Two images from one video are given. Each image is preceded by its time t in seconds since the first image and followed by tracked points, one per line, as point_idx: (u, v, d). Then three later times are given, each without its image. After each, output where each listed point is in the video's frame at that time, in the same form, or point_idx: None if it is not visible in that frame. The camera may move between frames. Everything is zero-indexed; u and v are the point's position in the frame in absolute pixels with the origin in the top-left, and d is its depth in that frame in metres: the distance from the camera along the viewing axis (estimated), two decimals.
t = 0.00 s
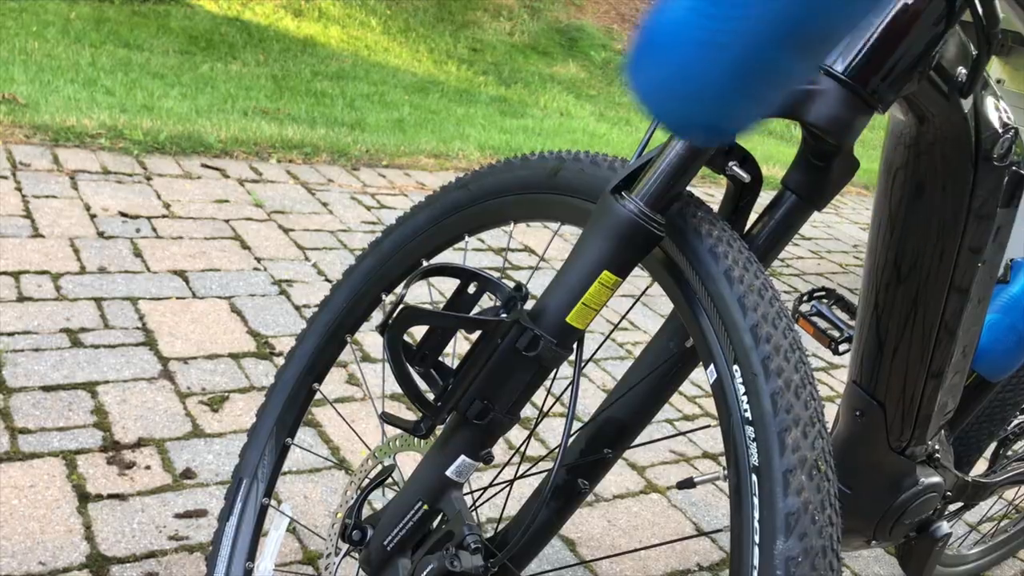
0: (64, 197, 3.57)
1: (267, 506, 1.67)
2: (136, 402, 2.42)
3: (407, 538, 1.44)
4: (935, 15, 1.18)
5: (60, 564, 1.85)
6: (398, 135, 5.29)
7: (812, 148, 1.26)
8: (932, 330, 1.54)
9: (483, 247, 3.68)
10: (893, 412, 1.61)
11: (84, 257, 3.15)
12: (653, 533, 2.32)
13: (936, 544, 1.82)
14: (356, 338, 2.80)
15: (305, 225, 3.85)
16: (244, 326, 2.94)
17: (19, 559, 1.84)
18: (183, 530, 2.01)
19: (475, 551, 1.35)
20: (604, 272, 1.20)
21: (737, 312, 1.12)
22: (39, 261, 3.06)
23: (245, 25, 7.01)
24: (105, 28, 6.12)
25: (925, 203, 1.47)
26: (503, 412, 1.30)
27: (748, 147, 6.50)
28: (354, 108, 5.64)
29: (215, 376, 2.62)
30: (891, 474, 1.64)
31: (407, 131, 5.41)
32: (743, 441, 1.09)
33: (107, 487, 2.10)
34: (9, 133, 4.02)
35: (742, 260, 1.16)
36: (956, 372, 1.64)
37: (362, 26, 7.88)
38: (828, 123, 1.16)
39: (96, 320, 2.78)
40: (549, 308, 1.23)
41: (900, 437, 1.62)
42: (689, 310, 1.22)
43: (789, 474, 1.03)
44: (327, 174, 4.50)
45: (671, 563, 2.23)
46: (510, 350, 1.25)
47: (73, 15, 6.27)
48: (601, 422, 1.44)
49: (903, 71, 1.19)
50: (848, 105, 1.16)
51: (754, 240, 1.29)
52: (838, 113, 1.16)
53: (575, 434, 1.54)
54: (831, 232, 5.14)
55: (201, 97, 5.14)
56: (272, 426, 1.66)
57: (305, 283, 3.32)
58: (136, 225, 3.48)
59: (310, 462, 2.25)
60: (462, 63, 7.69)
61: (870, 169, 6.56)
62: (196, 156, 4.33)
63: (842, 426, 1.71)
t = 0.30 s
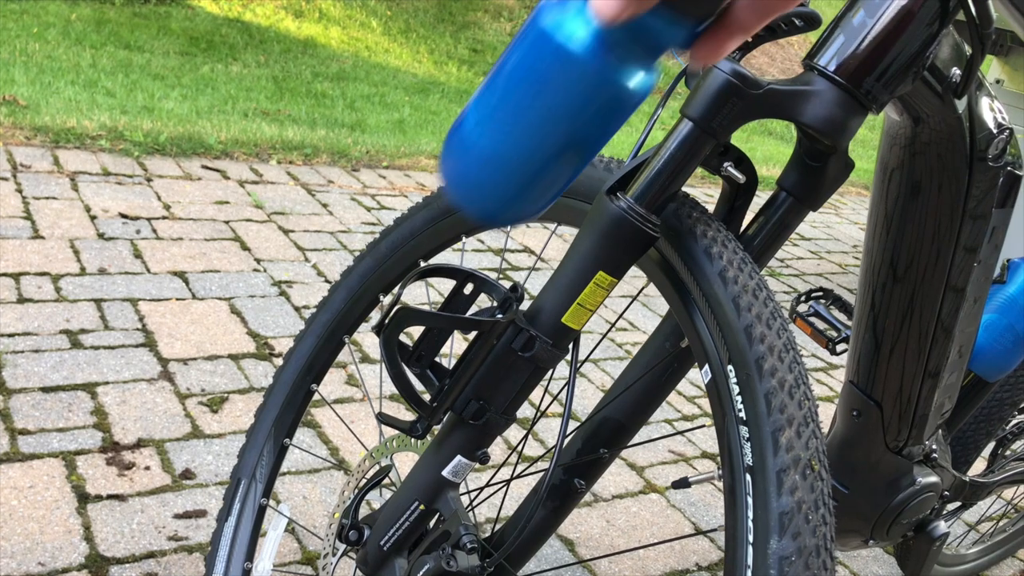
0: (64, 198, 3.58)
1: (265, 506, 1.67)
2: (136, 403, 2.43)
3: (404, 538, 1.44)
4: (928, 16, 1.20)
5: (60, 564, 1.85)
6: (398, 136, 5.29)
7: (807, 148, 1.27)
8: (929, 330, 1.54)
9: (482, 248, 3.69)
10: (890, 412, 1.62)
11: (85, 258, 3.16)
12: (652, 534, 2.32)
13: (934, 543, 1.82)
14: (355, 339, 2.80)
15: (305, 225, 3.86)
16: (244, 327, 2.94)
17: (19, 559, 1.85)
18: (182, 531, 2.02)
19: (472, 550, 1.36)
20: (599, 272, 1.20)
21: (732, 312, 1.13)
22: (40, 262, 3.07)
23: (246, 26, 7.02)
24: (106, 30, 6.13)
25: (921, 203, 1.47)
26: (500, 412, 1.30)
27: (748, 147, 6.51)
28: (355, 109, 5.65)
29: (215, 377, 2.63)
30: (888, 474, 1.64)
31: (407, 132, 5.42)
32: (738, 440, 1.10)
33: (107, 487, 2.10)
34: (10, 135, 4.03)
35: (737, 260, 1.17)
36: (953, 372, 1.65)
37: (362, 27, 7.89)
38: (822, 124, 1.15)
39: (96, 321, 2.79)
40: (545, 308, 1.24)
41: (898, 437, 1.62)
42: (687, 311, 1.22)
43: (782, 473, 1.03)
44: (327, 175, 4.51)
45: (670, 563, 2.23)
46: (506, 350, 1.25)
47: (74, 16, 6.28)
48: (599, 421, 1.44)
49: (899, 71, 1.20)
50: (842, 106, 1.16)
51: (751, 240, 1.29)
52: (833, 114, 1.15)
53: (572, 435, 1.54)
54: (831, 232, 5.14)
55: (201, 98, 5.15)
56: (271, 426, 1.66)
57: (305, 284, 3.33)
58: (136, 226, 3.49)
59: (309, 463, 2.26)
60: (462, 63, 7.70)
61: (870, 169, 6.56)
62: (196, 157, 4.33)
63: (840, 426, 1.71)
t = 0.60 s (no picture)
0: (66, 199, 3.58)
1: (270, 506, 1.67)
2: (138, 404, 2.42)
3: (411, 538, 1.44)
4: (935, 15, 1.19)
5: (64, 565, 1.85)
6: (399, 136, 5.29)
7: (813, 148, 1.26)
8: (934, 330, 1.54)
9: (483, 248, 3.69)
10: (895, 412, 1.62)
11: (86, 258, 3.16)
12: (655, 534, 2.32)
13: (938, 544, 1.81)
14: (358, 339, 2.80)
15: (306, 226, 3.85)
16: (246, 327, 2.94)
17: (22, 560, 1.84)
18: (186, 531, 2.02)
19: (479, 551, 1.37)
20: (607, 272, 1.19)
21: (740, 312, 1.13)
22: (41, 263, 3.07)
23: (246, 27, 7.01)
24: (106, 30, 6.13)
25: (927, 203, 1.47)
26: (507, 411, 1.30)
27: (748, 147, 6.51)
28: (355, 109, 5.65)
29: (218, 377, 2.63)
30: (893, 474, 1.64)
31: (408, 132, 5.42)
32: (746, 440, 1.10)
33: (111, 488, 2.10)
34: (10, 135, 4.03)
35: (745, 259, 1.17)
36: (958, 371, 1.65)
37: (363, 27, 7.88)
38: (829, 124, 1.15)
39: (98, 322, 2.79)
40: (553, 308, 1.23)
41: (902, 436, 1.62)
42: (693, 310, 1.22)
43: (792, 473, 1.03)
44: (328, 175, 4.51)
45: (674, 563, 2.23)
46: (515, 351, 1.25)
47: (74, 17, 6.28)
48: (604, 421, 1.44)
49: (906, 70, 1.19)
50: (849, 106, 1.16)
51: (757, 240, 1.29)
52: (840, 113, 1.16)
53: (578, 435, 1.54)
54: (832, 232, 5.14)
55: (202, 98, 5.15)
56: (275, 426, 1.66)
57: (307, 284, 3.32)
58: (138, 227, 3.48)
59: (312, 463, 2.26)
60: (462, 64, 7.70)
61: (870, 168, 6.56)
62: (197, 157, 4.33)
63: (844, 425, 1.71)
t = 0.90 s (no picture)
0: (71, 198, 3.58)
1: (278, 507, 1.67)
2: (144, 402, 2.43)
3: (417, 535, 1.43)
4: (945, 15, 1.19)
5: (70, 563, 1.85)
6: (403, 136, 5.29)
7: (823, 148, 1.26)
8: (942, 332, 1.54)
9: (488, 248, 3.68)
10: (902, 411, 1.62)
11: (92, 257, 3.16)
12: (660, 534, 2.32)
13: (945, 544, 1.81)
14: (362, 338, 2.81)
15: (311, 225, 3.85)
16: (251, 326, 2.94)
17: (29, 558, 1.85)
18: (192, 530, 2.02)
19: (486, 547, 1.37)
20: (615, 269, 1.19)
21: (746, 306, 1.13)
22: (47, 261, 3.07)
23: (250, 26, 7.01)
24: (110, 29, 6.13)
25: (935, 203, 1.47)
26: (515, 409, 1.30)
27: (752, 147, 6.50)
28: (359, 109, 5.65)
29: (223, 376, 2.63)
30: (900, 474, 1.63)
31: (412, 132, 5.42)
32: (752, 433, 1.10)
33: (116, 486, 2.10)
34: (15, 134, 4.03)
35: (751, 254, 1.17)
36: (966, 372, 1.64)
37: (366, 26, 7.88)
38: (839, 123, 1.15)
39: (104, 321, 2.79)
40: (562, 306, 1.23)
41: (909, 437, 1.62)
42: (699, 306, 1.22)
43: (797, 465, 1.03)
44: (333, 175, 4.51)
45: (679, 564, 2.23)
46: (522, 347, 1.24)
47: (78, 16, 6.28)
48: (612, 420, 1.44)
49: (915, 69, 1.19)
50: (858, 105, 1.16)
51: (766, 239, 1.29)
52: (850, 112, 1.15)
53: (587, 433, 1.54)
54: (836, 233, 5.14)
55: (206, 97, 5.15)
56: (284, 427, 1.67)
57: (312, 284, 3.32)
58: (143, 226, 3.49)
59: (317, 463, 2.26)
60: (466, 63, 7.69)
61: (875, 168, 6.55)
62: (202, 156, 4.33)
63: (851, 424, 1.71)
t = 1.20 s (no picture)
0: (71, 197, 3.58)
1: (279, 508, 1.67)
2: (145, 402, 2.43)
3: (417, 527, 1.43)
4: (943, 14, 1.19)
5: (71, 562, 1.85)
6: (404, 136, 5.29)
7: (822, 146, 1.26)
8: (941, 332, 1.54)
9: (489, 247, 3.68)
10: (902, 409, 1.62)
11: (92, 256, 3.16)
12: (661, 535, 2.32)
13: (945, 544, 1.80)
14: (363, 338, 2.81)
15: (312, 225, 3.85)
16: (252, 326, 2.94)
17: (30, 557, 1.85)
18: (192, 530, 2.02)
19: (483, 540, 1.38)
20: (614, 265, 1.19)
21: (738, 292, 1.14)
22: (48, 260, 3.07)
23: (250, 26, 7.01)
24: (111, 28, 6.13)
25: (935, 203, 1.47)
26: (513, 403, 1.29)
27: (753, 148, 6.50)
28: (360, 109, 5.65)
29: (223, 375, 2.62)
30: (898, 474, 1.63)
31: (412, 132, 5.42)
32: (744, 416, 1.10)
33: (117, 486, 2.10)
34: (16, 133, 4.03)
35: (743, 242, 1.18)
36: (965, 371, 1.64)
37: (367, 26, 7.88)
38: (837, 122, 1.15)
39: (104, 320, 2.79)
40: (561, 302, 1.23)
41: (908, 436, 1.62)
42: (693, 295, 1.23)
43: (788, 443, 1.03)
44: (333, 174, 4.51)
45: (680, 564, 2.23)
46: (521, 343, 1.24)
47: (79, 15, 6.27)
48: (611, 415, 1.44)
49: (913, 68, 1.19)
50: (856, 104, 1.16)
51: (765, 237, 1.29)
52: (847, 111, 1.15)
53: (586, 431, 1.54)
54: (836, 234, 5.13)
55: (207, 97, 5.15)
56: (286, 429, 1.67)
57: (312, 283, 3.32)
58: (144, 225, 3.48)
59: (318, 463, 2.25)
60: (467, 63, 7.69)
61: (876, 169, 6.54)
62: (202, 155, 4.33)
63: (851, 423, 1.71)
